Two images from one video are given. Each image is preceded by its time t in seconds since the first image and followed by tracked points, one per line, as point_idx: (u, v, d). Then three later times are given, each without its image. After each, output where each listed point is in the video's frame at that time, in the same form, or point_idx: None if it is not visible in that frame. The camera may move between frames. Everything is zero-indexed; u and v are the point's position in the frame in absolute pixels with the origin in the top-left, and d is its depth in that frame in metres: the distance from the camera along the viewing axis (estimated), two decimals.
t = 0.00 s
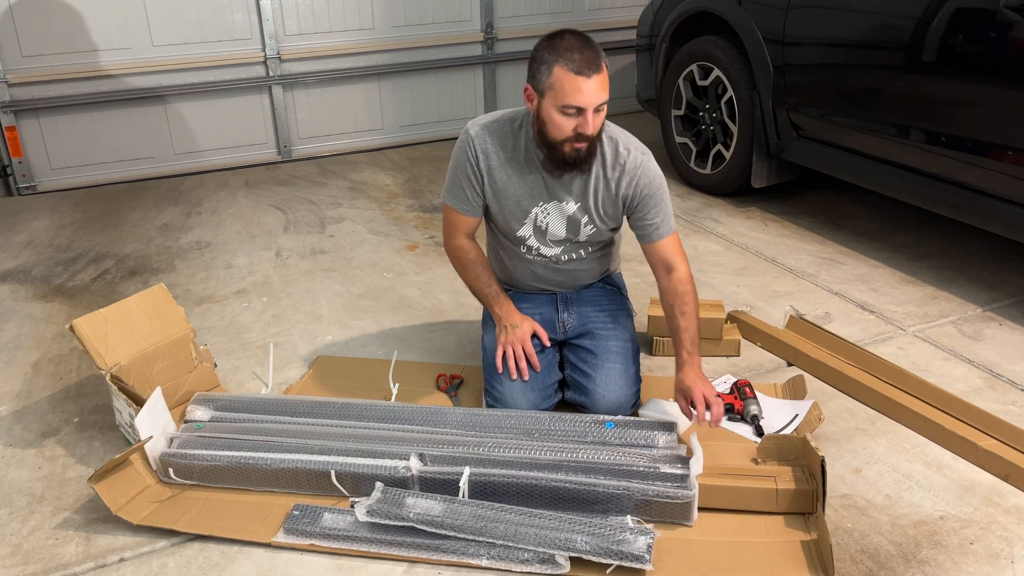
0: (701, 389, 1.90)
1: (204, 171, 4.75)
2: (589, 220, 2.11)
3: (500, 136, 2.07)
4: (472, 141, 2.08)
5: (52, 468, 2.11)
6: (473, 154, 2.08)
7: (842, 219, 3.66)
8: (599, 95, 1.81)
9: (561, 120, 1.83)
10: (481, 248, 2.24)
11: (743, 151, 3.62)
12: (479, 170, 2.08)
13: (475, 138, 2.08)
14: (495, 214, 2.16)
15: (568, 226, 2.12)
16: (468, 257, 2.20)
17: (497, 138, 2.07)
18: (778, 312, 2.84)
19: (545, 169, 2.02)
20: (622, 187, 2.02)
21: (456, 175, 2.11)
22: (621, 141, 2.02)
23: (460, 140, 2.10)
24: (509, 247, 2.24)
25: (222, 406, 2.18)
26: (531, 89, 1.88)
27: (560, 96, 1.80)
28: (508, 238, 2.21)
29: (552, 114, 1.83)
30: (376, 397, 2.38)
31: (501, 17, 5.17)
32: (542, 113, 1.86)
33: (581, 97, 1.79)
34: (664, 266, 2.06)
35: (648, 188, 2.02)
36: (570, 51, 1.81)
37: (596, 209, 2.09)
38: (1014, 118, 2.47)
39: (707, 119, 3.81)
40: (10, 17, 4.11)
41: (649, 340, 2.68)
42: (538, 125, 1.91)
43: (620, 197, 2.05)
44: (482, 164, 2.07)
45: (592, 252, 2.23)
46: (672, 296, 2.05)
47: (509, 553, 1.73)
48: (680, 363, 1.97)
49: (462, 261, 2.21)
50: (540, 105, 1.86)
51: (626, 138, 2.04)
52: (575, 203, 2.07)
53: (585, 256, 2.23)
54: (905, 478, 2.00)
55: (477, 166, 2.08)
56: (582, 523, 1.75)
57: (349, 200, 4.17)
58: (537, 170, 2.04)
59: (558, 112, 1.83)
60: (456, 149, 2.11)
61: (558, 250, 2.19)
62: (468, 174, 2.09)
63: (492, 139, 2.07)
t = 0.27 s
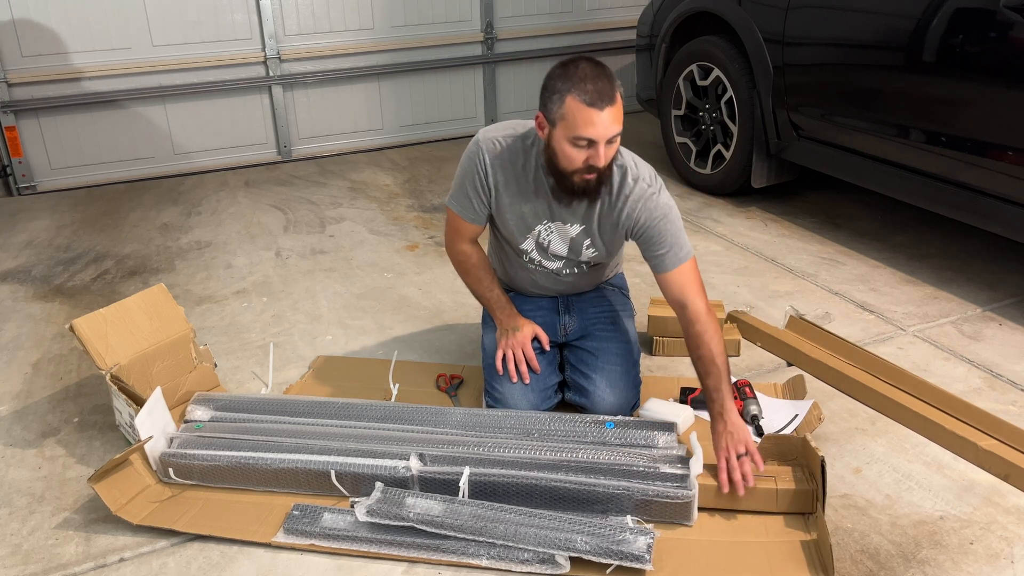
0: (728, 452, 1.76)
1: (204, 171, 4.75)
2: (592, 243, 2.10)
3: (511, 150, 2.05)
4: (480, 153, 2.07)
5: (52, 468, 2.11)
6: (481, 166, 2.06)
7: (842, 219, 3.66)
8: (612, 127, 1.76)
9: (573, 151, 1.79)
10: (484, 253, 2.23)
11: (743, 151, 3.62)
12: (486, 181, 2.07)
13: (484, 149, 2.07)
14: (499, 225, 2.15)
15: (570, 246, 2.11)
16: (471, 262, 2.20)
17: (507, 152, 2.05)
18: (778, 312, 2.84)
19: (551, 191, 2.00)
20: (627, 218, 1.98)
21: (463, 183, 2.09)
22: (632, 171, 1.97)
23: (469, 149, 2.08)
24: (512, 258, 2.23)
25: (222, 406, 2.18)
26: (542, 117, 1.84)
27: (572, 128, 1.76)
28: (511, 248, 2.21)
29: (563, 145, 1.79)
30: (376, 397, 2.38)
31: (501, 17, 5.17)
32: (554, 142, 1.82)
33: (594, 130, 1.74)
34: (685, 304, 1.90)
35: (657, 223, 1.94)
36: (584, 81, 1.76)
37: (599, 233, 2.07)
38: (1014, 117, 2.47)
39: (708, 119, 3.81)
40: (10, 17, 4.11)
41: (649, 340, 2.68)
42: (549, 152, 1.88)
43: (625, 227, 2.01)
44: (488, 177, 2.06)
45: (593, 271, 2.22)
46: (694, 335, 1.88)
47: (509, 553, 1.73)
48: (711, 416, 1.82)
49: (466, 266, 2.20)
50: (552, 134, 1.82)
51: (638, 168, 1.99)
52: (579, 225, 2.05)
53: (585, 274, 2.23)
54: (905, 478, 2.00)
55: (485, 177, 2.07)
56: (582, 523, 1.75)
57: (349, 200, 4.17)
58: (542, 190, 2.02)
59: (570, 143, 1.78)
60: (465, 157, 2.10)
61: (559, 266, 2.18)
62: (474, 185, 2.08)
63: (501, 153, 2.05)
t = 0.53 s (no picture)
0: (732, 458, 1.81)
1: (204, 171, 4.75)
2: (593, 252, 2.10)
3: (515, 158, 2.04)
4: (484, 158, 2.06)
5: (52, 468, 2.11)
6: (484, 170, 2.06)
7: (843, 219, 3.66)
8: (617, 142, 1.75)
9: (576, 165, 1.79)
10: (485, 255, 2.24)
11: (743, 151, 3.62)
12: (489, 186, 2.07)
13: (488, 153, 2.06)
14: (502, 229, 2.15)
15: (571, 254, 2.12)
16: (472, 263, 2.21)
17: (511, 159, 2.04)
18: (778, 312, 2.84)
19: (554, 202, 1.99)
20: (631, 229, 1.98)
21: (466, 187, 2.09)
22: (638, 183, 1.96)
23: (474, 152, 2.08)
24: (513, 259, 2.24)
25: (222, 406, 2.18)
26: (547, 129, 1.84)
27: (576, 143, 1.75)
28: (512, 251, 2.21)
29: (567, 159, 1.80)
30: (376, 397, 2.38)
31: (501, 17, 5.17)
32: (557, 155, 1.83)
33: (597, 146, 1.74)
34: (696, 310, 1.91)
35: (661, 237, 1.94)
36: (589, 96, 1.75)
37: (600, 242, 2.07)
38: (1014, 117, 2.47)
39: (708, 119, 3.81)
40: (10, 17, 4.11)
41: (649, 339, 2.68)
42: (552, 164, 1.88)
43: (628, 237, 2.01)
44: (491, 182, 2.06)
45: (594, 276, 2.23)
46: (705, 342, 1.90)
47: (509, 553, 1.73)
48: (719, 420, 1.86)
49: (467, 268, 2.22)
50: (556, 148, 1.82)
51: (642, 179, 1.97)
52: (580, 236, 2.05)
53: (586, 278, 2.23)
54: (905, 478, 2.00)
55: (488, 182, 2.07)
56: (583, 523, 1.75)
57: (349, 200, 4.17)
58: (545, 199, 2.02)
59: (574, 158, 1.78)
60: (468, 159, 2.09)
61: (561, 271, 2.19)
62: (477, 189, 2.08)
63: (504, 159, 2.04)
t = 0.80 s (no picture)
0: (734, 449, 1.83)
1: (204, 171, 4.75)
2: (594, 251, 2.10)
3: (516, 158, 2.04)
4: (485, 159, 2.06)
5: (52, 468, 2.11)
6: (485, 171, 2.05)
7: (843, 219, 3.66)
8: (617, 142, 1.75)
9: (576, 166, 1.79)
10: (486, 255, 2.24)
11: (743, 151, 3.62)
12: (490, 187, 2.07)
13: (489, 154, 2.06)
14: (503, 229, 2.15)
15: (572, 254, 2.11)
16: (472, 264, 2.21)
17: (512, 160, 2.04)
18: (778, 312, 2.84)
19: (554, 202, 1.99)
20: (633, 227, 1.97)
21: (467, 188, 2.09)
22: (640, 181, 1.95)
23: (475, 153, 2.07)
24: (514, 259, 2.24)
25: (222, 406, 2.18)
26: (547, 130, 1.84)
27: (577, 143, 1.76)
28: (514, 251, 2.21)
29: (567, 160, 1.80)
30: (377, 397, 2.38)
31: (501, 17, 5.17)
32: (558, 156, 1.83)
33: (598, 145, 1.74)
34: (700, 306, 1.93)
35: (665, 235, 1.94)
36: (588, 96, 1.76)
37: (602, 242, 2.07)
38: (1014, 118, 2.47)
39: (708, 119, 3.81)
40: (10, 17, 4.11)
41: (649, 340, 2.68)
42: (553, 165, 1.88)
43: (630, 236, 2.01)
44: (493, 182, 2.06)
45: (596, 275, 2.23)
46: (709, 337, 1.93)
47: (509, 553, 1.73)
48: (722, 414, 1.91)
49: (468, 268, 2.21)
50: (556, 148, 1.82)
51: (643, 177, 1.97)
52: (581, 236, 2.05)
53: (588, 278, 2.23)
54: (905, 478, 2.00)
55: (489, 183, 2.06)
56: (583, 523, 1.75)
57: (350, 200, 4.17)
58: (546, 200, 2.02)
59: (574, 158, 1.78)
60: (470, 160, 2.09)
61: (562, 271, 2.19)
62: (477, 190, 2.08)
63: (506, 160, 2.04)
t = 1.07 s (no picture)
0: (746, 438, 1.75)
1: (204, 171, 4.75)
2: (597, 249, 2.10)
3: (518, 156, 2.03)
4: (488, 158, 2.05)
5: (52, 468, 2.11)
6: (488, 169, 2.05)
7: (843, 219, 3.66)
8: (621, 137, 1.75)
9: (580, 161, 1.79)
10: (487, 253, 2.23)
11: (742, 151, 3.62)
12: (492, 186, 2.06)
13: (492, 153, 2.05)
14: (505, 227, 2.15)
15: (576, 252, 2.12)
16: (474, 263, 2.20)
17: (514, 157, 2.04)
18: (778, 312, 2.84)
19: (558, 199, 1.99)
20: (638, 223, 1.98)
21: (469, 186, 2.08)
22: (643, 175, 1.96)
23: (477, 151, 2.06)
24: (516, 258, 2.24)
25: (222, 406, 2.18)
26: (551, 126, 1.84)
27: (580, 139, 1.75)
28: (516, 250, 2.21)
29: (570, 155, 1.80)
30: (377, 397, 2.38)
31: (500, 17, 5.17)
32: (561, 152, 1.82)
33: (602, 140, 1.74)
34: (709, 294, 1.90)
35: (671, 226, 1.93)
36: (592, 92, 1.75)
37: (606, 241, 2.08)
38: (1014, 117, 2.46)
39: (708, 119, 3.81)
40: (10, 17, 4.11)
41: (649, 340, 2.68)
42: (557, 161, 1.87)
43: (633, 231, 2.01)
44: (496, 182, 2.05)
45: (598, 274, 2.23)
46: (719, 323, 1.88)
47: (509, 553, 1.73)
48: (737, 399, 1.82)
49: (469, 267, 2.21)
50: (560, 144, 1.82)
51: (647, 172, 1.98)
52: (585, 233, 2.06)
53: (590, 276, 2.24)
54: (905, 478, 2.00)
55: (491, 181, 2.06)
56: (583, 523, 1.75)
57: (349, 200, 4.17)
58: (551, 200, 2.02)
59: (578, 153, 1.78)
60: (472, 159, 2.08)
61: (565, 269, 2.19)
62: (480, 189, 2.07)
63: (508, 159, 2.04)
